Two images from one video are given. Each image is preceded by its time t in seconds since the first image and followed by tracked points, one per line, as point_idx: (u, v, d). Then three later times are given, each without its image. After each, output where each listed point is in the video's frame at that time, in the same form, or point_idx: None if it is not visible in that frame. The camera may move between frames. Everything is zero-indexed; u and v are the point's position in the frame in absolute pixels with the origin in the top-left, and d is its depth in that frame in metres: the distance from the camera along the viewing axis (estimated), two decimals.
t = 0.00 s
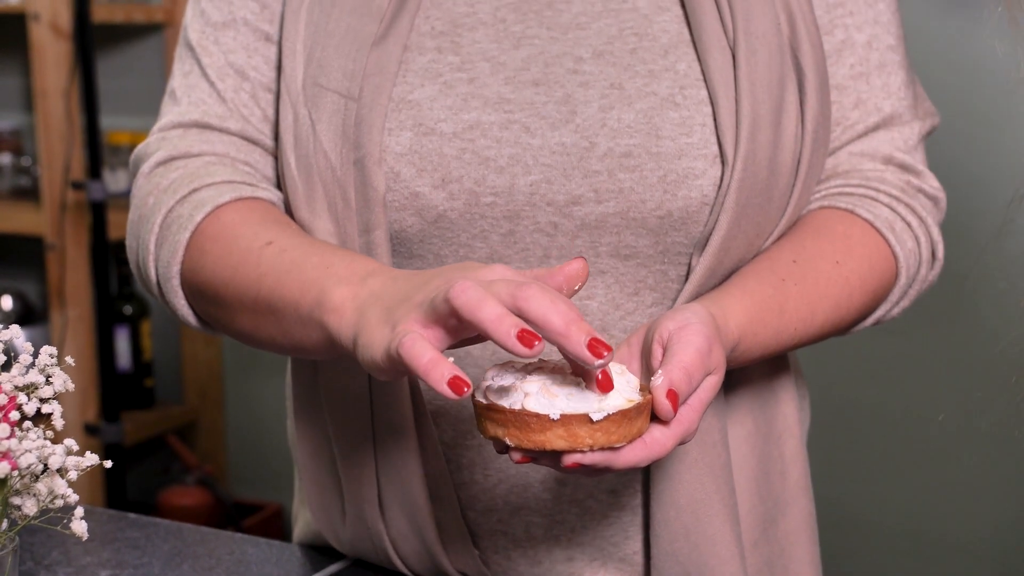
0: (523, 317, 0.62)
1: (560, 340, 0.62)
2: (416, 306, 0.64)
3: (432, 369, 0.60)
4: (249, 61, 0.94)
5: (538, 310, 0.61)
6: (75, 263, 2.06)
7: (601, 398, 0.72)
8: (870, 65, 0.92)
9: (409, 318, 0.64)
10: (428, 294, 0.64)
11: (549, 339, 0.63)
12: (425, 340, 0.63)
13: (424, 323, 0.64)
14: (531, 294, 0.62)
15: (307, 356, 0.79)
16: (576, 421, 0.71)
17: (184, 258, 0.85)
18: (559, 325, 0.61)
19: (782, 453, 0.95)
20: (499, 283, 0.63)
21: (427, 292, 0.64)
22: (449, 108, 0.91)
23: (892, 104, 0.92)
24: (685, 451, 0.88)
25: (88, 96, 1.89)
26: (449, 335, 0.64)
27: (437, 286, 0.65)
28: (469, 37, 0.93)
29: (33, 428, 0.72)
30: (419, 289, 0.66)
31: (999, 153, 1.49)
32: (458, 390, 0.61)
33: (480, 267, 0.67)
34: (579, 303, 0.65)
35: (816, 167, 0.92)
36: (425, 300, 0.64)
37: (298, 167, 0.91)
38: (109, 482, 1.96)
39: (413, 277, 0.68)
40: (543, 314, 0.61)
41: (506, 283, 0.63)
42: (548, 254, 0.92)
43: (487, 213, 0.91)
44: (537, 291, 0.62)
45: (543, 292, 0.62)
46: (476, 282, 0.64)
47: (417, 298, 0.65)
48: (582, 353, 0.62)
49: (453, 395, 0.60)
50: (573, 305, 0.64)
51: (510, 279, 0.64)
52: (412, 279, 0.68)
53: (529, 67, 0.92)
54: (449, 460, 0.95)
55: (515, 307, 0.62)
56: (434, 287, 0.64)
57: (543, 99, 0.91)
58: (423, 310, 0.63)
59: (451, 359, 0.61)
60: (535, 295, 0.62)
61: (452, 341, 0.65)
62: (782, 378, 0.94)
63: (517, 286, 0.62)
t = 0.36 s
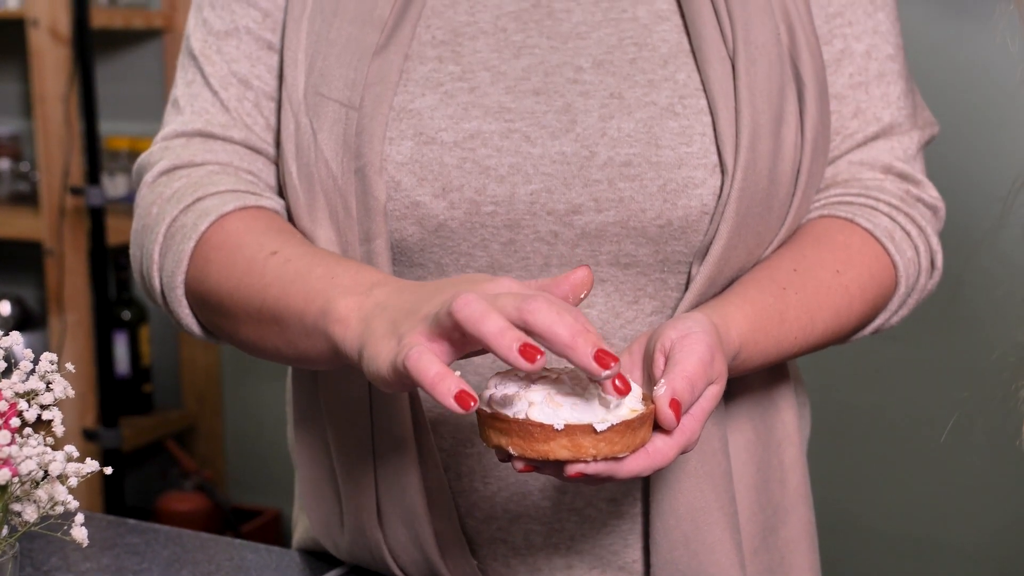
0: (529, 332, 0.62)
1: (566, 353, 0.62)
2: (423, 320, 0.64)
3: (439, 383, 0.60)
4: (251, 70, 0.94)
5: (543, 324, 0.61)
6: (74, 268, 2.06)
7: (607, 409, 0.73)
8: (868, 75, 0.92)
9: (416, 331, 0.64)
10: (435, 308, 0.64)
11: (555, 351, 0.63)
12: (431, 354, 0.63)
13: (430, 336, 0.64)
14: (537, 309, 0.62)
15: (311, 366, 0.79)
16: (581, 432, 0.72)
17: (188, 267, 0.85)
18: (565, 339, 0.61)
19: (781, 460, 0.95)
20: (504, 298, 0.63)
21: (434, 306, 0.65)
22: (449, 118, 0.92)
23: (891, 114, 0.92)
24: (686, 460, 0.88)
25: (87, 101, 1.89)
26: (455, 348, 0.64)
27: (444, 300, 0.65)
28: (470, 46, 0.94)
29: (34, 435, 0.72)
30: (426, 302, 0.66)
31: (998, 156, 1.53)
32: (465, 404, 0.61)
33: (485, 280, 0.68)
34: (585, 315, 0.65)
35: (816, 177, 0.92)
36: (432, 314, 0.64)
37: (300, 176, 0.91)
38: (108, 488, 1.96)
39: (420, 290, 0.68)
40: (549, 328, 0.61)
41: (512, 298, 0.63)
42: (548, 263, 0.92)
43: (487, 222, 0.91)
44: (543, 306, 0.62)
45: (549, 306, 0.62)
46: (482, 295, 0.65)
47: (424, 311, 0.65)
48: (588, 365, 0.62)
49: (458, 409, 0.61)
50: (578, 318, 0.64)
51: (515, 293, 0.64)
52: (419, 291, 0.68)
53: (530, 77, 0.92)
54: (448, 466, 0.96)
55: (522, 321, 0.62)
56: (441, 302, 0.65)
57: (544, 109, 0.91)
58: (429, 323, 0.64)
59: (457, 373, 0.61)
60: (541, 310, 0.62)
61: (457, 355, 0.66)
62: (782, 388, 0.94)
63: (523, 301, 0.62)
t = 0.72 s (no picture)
0: (528, 334, 0.62)
1: (565, 354, 0.62)
2: (422, 322, 0.64)
3: (440, 387, 0.60)
4: (253, 69, 0.94)
5: (542, 326, 0.61)
6: (74, 269, 2.06)
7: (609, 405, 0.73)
8: (870, 75, 0.92)
9: (416, 334, 0.64)
10: (435, 310, 0.64)
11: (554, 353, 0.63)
12: (431, 357, 0.63)
13: (430, 340, 0.64)
14: (535, 311, 0.62)
15: (311, 367, 0.79)
16: (583, 429, 0.71)
17: (189, 268, 0.85)
18: (565, 340, 0.61)
19: (782, 460, 0.95)
20: (502, 300, 0.63)
21: (434, 308, 0.65)
22: (451, 117, 0.92)
23: (892, 114, 0.92)
24: (687, 461, 0.88)
25: (88, 101, 1.89)
26: (454, 351, 0.64)
27: (444, 302, 0.65)
28: (472, 46, 0.94)
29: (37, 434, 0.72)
30: (426, 303, 0.66)
31: (1000, 158, 1.53)
32: (466, 408, 0.61)
33: (484, 282, 0.67)
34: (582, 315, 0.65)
35: (817, 177, 0.92)
36: (431, 316, 0.64)
37: (301, 175, 0.91)
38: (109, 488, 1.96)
39: (420, 290, 0.68)
40: (548, 330, 0.61)
41: (510, 300, 0.63)
42: (550, 262, 0.92)
43: (489, 221, 0.91)
44: (541, 307, 0.62)
45: (547, 307, 0.62)
46: (482, 297, 0.64)
47: (424, 313, 0.65)
48: (588, 366, 0.62)
49: (460, 412, 0.61)
50: (577, 318, 0.64)
51: (514, 296, 0.64)
52: (419, 293, 0.68)
53: (531, 76, 0.92)
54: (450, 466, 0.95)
55: (520, 323, 0.62)
56: (441, 304, 0.65)
57: (545, 108, 0.91)
58: (429, 326, 0.64)
59: (457, 377, 0.61)
60: (539, 311, 0.62)
61: (456, 358, 0.65)
62: (783, 388, 0.94)
63: (521, 303, 0.62)
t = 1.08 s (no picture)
0: (535, 328, 0.62)
1: (572, 349, 0.62)
2: (429, 316, 0.64)
3: (447, 379, 0.60)
4: (252, 67, 0.94)
5: (550, 320, 0.61)
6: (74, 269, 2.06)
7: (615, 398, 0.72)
8: (870, 72, 0.92)
9: (422, 327, 0.64)
10: (440, 304, 0.64)
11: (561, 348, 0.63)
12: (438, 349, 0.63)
13: (436, 333, 0.63)
14: (543, 305, 0.62)
15: (314, 363, 0.79)
16: (587, 425, 0.71)
17: (189, 265, 0.85)
18: (572, 335, 0.61)
19: (783, 458, 0.95)
20: (510, 293, 0.63)
21: (440, 302, 0.64)
22: (450, 114, 0.91)
23: (892, 111, 0.92)
24: (687, 459, 0.88)
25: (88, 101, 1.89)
26: (461, 345, 0.64)
27: (450, 297, 0.65)
28: (470, 43, 0.93)
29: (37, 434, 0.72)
30: (432, 298, 0.66)
31: (1000, 156, 1.53)
32: (473, 400, 0.61)
33: (491, 277, 0.67)
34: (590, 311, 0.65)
35: (817, 174, 0.92)
36: (438, 310, 0.64)
37: (300, 173, 0.91)
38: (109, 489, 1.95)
39: (425, 286, 0.68)
40: (556, 325, 0.61)
41: (517, 293, 0.63)
42: (549, 260, 0.92)
43: (488, 219, 0.91)
44: (550, 302, 0.62)
45: (555, 302, 0.62)
46: (489, 291, 0.64)
47: (430, 307, 0.65)
48: (596, 361, 0.62)
49: (466, 405, 0.61)
50: (585, 313, 0.63)
51: (521, 290, 0.64)
52: (424, 288, 0.68)
53: (530, 73, 0.92)
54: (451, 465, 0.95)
55: (528, 317, 0.62)
56: (448, 297, 0.64)
57: (545, 105, 0.91)
58: (435, 320, 0.63)
59: (465, 369, 0.61)
60: (547, 305, 0.62)
61: (463, 351, 0.65)
62: (783, 385, 0.94)
63: (528, 296, 0.62)
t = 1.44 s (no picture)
0: (536, 335, 0.62)
1: (573, 357, 0.62)
2: (429, 322, 0.64)
3: (446, 384, 0.60)
4: (251, 67, 0.94)
5: (551, 328, 0.61)
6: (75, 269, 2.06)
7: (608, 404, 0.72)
8: (869, 72, 0.92)
9: (423, 334, 0.64)
10: (440, 309, 0.64)
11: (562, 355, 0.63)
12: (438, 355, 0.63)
13: (437, 338, 0.63)
14: (544, 313, 0.62)
15: (314, 365, 0.79)
16: (585, 426, 0.71)
17: (190, 268, 0.85)
18: (574, 343, 0.61)
19: (782, 458, 0.95)
20: (511, 301, 0.63)
21: (440, 307, 0.64)
22: (449, 114, 0.92)
23: (891, 112, 0.92)
24: (687, 458, 0.88)
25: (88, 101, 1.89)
26: (461, 350, 0.64)
27: (451, 303, 0.65)
28: (469, 43, 0.93)
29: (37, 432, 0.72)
30: (432, 302, 0.66)
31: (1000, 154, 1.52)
32: (473, 405, 0.61)
33: (491, 283, 0.67)
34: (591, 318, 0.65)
35: (816, 174, 0.92)
36: (438, 315, 0.64)
37: (300, 174, 0.91)
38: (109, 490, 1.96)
39: (425, 290, 0.68)
40: (557, 333, 0.61)
41: (519, 300, 0.63)
42: (549, 260, 0.92)
43: (487, 219, 0.91)
44: (552, 310, 0.62)
45: (557, 310, 0.62)
46: (489, 297, 0.64)
47: (430, 312, 0.65)
48: (596, 369, 0.62)
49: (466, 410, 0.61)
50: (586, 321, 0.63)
51: (522, 297, 0.64)
52: (424, 292, 0.68)
53: (530, 73, 0.92)
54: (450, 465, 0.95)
55: (529, 324, 0.62)
56: (448, 303, 0.64)
57: (544, 106, 0.91)
58: (436, 325, 0.63)
59: (464, 374, 0.61)
60: (549, 313, 0.62)
61: (463, 357, 0.65)
62: (783, 385, 0.94)
63: (530, 304, 0.62)
